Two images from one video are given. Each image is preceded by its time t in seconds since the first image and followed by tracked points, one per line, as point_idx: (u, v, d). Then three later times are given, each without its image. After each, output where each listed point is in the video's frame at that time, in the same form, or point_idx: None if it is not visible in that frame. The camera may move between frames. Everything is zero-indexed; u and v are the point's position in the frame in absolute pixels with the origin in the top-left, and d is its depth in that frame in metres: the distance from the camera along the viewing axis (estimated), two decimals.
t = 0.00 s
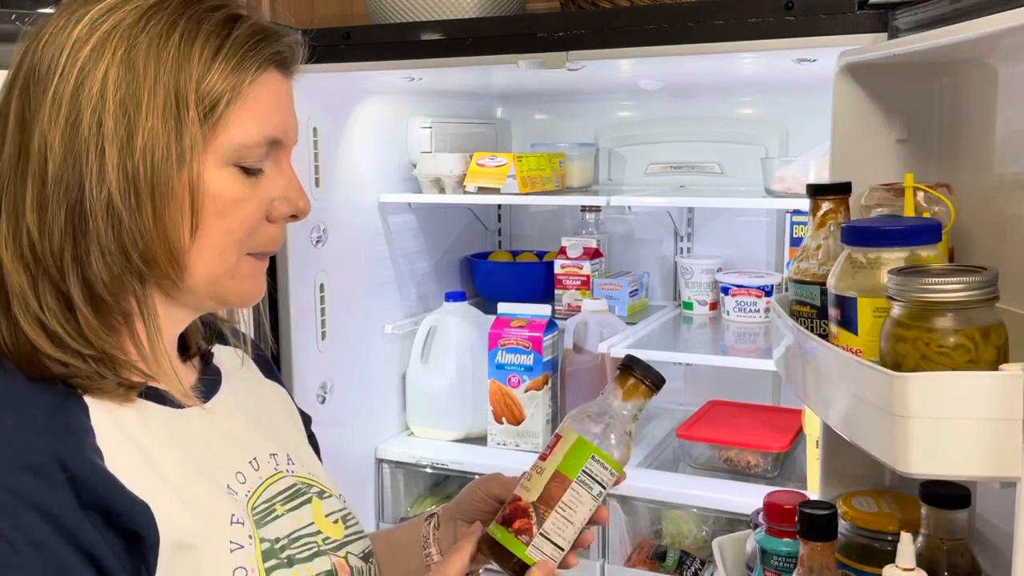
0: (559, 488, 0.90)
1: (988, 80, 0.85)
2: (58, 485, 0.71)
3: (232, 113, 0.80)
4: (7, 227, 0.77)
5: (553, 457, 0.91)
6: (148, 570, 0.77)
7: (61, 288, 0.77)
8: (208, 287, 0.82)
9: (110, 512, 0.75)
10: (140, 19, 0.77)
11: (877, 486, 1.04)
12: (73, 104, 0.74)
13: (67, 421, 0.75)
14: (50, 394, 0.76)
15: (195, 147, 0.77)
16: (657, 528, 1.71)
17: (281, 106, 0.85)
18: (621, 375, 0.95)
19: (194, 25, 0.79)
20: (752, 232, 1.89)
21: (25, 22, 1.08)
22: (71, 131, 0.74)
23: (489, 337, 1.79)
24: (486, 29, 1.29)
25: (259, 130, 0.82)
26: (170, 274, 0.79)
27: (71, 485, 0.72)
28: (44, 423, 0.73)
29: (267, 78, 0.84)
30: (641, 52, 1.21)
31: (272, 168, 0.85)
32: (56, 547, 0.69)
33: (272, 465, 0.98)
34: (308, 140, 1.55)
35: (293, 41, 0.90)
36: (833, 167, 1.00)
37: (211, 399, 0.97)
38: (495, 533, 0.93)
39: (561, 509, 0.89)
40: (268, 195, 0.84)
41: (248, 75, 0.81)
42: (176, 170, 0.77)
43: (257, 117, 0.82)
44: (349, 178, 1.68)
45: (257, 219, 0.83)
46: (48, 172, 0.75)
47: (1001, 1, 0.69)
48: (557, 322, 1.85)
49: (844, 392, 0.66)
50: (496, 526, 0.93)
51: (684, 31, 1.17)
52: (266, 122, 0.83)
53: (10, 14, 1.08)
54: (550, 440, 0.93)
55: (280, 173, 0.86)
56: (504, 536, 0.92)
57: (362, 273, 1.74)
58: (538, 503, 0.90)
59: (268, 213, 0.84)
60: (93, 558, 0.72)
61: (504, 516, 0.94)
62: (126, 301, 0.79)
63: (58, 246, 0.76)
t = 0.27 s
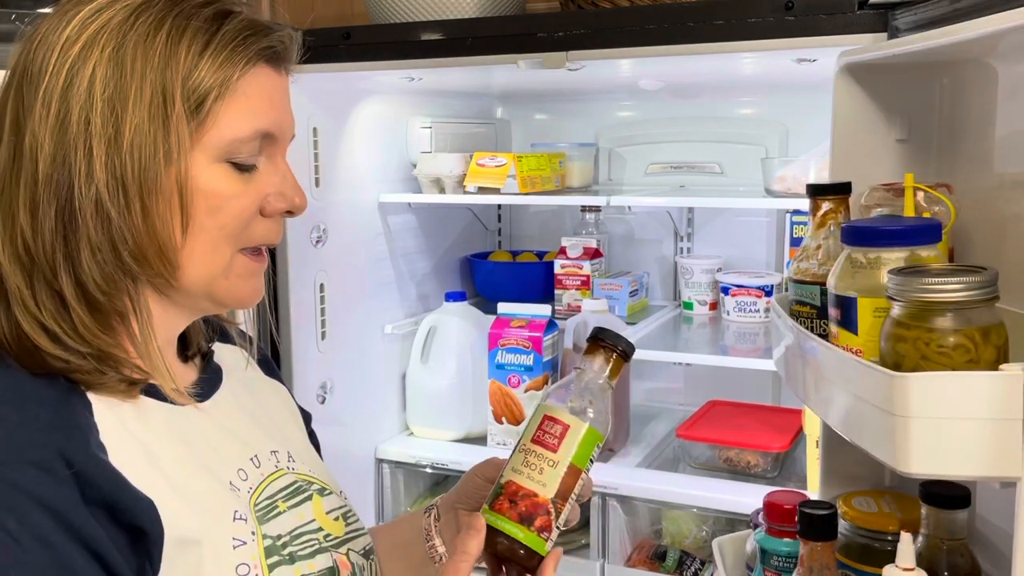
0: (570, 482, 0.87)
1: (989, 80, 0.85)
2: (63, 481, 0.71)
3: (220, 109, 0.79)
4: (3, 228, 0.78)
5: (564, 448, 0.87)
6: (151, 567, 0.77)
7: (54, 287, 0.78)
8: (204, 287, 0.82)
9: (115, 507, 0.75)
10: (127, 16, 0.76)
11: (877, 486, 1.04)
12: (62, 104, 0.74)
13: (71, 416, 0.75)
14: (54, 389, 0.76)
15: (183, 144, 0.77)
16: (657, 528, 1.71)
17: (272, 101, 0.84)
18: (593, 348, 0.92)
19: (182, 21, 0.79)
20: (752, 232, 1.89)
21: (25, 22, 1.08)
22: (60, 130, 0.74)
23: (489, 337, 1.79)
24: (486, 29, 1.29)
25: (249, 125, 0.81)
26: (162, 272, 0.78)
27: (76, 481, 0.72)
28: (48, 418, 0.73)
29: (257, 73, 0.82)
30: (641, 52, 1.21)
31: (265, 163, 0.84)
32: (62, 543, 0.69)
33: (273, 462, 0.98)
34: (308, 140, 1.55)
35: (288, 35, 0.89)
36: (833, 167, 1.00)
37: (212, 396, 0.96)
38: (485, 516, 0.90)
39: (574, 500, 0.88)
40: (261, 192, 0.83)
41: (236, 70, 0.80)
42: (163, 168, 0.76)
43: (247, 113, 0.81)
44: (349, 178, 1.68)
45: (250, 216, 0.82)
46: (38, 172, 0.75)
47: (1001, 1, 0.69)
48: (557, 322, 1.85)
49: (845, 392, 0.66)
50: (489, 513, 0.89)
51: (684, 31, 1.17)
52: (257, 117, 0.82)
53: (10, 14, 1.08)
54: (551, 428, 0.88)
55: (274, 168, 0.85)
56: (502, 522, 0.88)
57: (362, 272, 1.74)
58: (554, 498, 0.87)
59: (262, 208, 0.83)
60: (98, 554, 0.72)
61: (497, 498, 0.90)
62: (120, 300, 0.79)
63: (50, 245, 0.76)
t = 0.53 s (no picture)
0: (562, 486, 0.89)
1: (989, 80, 0.85)
2: (59, 480, 0.71)
3: (226, 112, 0.79)
4: (7, 238, 0.77)
5: (562, 452, 0.90)
6: (148, 565, 0.77)
7: (62, 297, 0.78)
8: (216, 286, 0.82)
9: (111, 506, 0.74)
10: (129, 22, 0.76)
11: (877, 486, 1.04)
12: (67, 114, 0.74)
13: (68, 416, 0.75)
14: (53, 391, 0.76)
15: (190, 149, 0.77)
16: (657, 528, 1.71)
17: (275, 98, 0.84)
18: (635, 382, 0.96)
19: (183, 25, 0.78)
20: (752, 232, 1.89)
21: (25, 22, 1.08)
22: (67, 140, 0.74)
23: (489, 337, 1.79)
24: (486, 29, 1.29)
25: (255, 125, 0.81)
26: (174, 276, 0.79)
27: (72, 480, 0.72)
28: (46, 418, 0.73)
29: (260, 72, 0.82)
30: (641, 52, 1.21)
31: (271, 160, 0.84)
32: (58, 542, 0.69)
33: (274, 461, 0.98)
34: (308, 140, 1.55)
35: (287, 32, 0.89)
36: (833, 167, 1.00)
37: (211, 398, 0.97)
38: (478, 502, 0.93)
39: (559, 506, 0.89)
40: (269, 190, 0.83)
41: (241, 72, 0.80)
42: (172, 174, 0.76)
43: (252, 113, 0.81)
44: (349, 178, 1.68)
45: (259, 215, 0.83)
46: (46, 183, 0.75)
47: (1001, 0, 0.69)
48: (557, 322, 1.85)
49: (845, 392, 0.66)
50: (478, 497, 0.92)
51: (684, 31, 1.17)
52: (261, 117, 0.82)
53: (10, 14, 1.08)
54: (557, 433, 0.91)
55: (280, 164, 0.86)
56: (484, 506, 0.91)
57: (362, 273, 1.74)
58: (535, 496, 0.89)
59: (270, 205, 0.84)
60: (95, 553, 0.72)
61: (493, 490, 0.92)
62: (130, 306, 0.80)
63: (58, 255, 0.76)
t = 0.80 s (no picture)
0: (575, 498, 0.89)
1: (989, 80, 0.85)
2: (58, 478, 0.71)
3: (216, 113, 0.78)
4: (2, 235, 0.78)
5: (576, 464, 0.89)
6: (147, 564, 0.77)
7: (53, 295, 0.78)
8: (204, 288, 0.82)
9: (110, 504, 0.74)
10: (123, 22, 0.76)
11: (877, 486, 1.04)
12: (58, 113, 0.74)
13: (69, 413, 0.75)
14: (54, 389, 0.76)
15: (178, 149, 0.76)
16: (657, 528, 1.71)
17: (269, 101, 0.83)
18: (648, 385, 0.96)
19: (178, 26, 0.78)
20: (752, 232, 1.89)
21: (25, 22, 1.08)
22: (57, 139, 0.74)
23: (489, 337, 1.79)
24: (486, 29, 1.29)
25: (246, 126, 0.81)
26: (158, 279, 0.78)
27: (71, 478, 0.72)
28: (46, 416, 0.73)
29: (253, 73, 0.82)
30: (641, 52, 1.21)
31: (264, 163, 0.84)
32: (56, 539, 0.69)
33: (277, 462, 0.98)
34: (308, 140, 1.55)
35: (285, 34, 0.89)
36: (833, 167, 1.00)
37: (213, 396, 0.96)
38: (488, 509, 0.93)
39: (573, 518, 0.89)
40: (259, 193, 0.83)
41: (233, 74, 0.79)
42: (159, 175, 0.76)
43: (244, 113, 0.81)
44: (349, 178, 1.68)
45: (249, 218, 0.82)
46: (36, 181, 0.75)
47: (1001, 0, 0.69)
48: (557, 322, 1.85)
49: (844, 392, 0.66)
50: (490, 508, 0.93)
51: (684, 31, 1.17)
52: (254, 119, 0.81)
53: (11, 14, 1.08)
54: (570, 442, 0.91)
55: (275, 168, 0.85)
56: (496, 518, 0.91)
57: (362, 273, 1.74)
58: (550, 509, 0.89)
59: (261, 207, 0.83)
60: (94, 551, 0.72)
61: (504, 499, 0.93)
62: (116, 309, 0.79)
63: (48, 253, 0.76)
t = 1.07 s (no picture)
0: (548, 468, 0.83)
1: (989, 80, 0.85)
2: (66, 472, 0.71)
3: (150, 102, 0.76)
4: None
5: (543, 436, 0.81)
6: (152, 561, 0.77)
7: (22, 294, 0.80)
8: (168, 283, 0.80)
9: (117, 499, 0.74)
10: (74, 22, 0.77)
11: (877, 486, 1.04)
12: (19, 119, 0.77)
13: (77, 410, 0.76)
14: (65, 386, 0.77)
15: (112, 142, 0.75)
16: (657, 528, 1.71)
17: (213, 89, 0.79)
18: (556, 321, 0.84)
19: (121, 17, 0.76)
20: (752, 232, 1.89)
21: (25, 22, 1.08)
22: (20, 142, 0.77)
23: (489, 337, 1.80)
24: (487, 29, 1.29)
25: (185, 117, 0.77)
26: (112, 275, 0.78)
27: (79, 472, 0.72)
28: (56, 414, 0.74)
29: (194, 61, 0.78)
30: (641, 52, 1.21)
31: (215, 153, 0.80)
32: (63, 534, 0.69)
33: (282, 462, 0.97)
34: (309, 140, 1.55)
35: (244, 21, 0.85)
36: (833, 167, 1.00)
37: (222, 394, 0.95)
38: (459, 509, 0.81)
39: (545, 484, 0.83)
40: (206, 183, 0.78)
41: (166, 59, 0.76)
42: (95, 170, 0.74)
43: (184, 103, 0.77)
44: (349, 178, 1.68)
45: (196, 210, 0.78)
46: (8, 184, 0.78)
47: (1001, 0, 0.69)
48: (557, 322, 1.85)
49: (845, 392, 0.66)
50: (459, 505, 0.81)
51: (684, 31, 1.17)
52: (194, 106, 0.77)
53: (11, 14, 1.08)
54: (532, 417, 0.81)
55: (230, 156, 0.80)
56: (480, 518, 0.81)
57: (362, 273, 1.74)
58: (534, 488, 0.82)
59: (215, 201, 0.79)
60: (99, 547, 0.72)
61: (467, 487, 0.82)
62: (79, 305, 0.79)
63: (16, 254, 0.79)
